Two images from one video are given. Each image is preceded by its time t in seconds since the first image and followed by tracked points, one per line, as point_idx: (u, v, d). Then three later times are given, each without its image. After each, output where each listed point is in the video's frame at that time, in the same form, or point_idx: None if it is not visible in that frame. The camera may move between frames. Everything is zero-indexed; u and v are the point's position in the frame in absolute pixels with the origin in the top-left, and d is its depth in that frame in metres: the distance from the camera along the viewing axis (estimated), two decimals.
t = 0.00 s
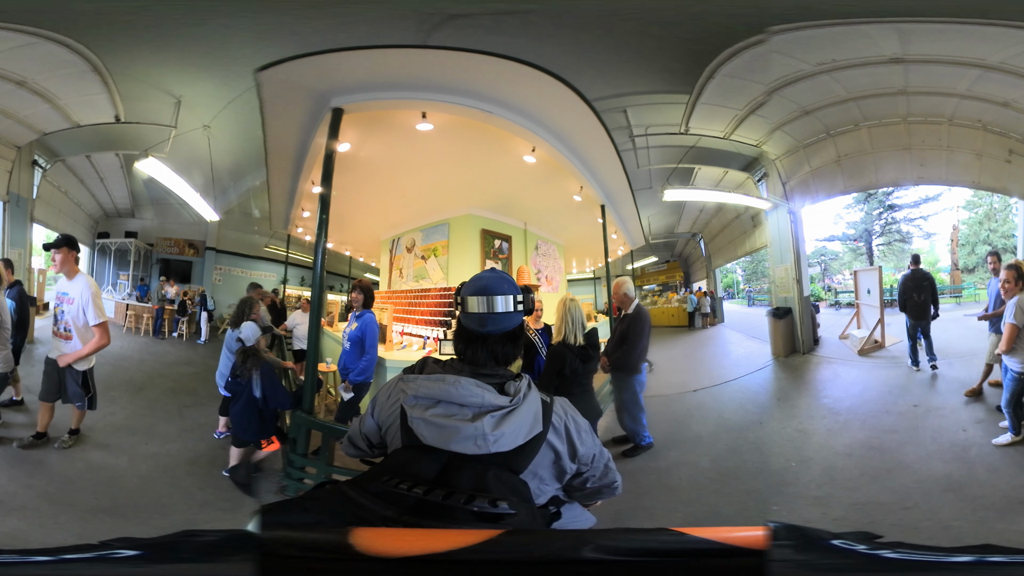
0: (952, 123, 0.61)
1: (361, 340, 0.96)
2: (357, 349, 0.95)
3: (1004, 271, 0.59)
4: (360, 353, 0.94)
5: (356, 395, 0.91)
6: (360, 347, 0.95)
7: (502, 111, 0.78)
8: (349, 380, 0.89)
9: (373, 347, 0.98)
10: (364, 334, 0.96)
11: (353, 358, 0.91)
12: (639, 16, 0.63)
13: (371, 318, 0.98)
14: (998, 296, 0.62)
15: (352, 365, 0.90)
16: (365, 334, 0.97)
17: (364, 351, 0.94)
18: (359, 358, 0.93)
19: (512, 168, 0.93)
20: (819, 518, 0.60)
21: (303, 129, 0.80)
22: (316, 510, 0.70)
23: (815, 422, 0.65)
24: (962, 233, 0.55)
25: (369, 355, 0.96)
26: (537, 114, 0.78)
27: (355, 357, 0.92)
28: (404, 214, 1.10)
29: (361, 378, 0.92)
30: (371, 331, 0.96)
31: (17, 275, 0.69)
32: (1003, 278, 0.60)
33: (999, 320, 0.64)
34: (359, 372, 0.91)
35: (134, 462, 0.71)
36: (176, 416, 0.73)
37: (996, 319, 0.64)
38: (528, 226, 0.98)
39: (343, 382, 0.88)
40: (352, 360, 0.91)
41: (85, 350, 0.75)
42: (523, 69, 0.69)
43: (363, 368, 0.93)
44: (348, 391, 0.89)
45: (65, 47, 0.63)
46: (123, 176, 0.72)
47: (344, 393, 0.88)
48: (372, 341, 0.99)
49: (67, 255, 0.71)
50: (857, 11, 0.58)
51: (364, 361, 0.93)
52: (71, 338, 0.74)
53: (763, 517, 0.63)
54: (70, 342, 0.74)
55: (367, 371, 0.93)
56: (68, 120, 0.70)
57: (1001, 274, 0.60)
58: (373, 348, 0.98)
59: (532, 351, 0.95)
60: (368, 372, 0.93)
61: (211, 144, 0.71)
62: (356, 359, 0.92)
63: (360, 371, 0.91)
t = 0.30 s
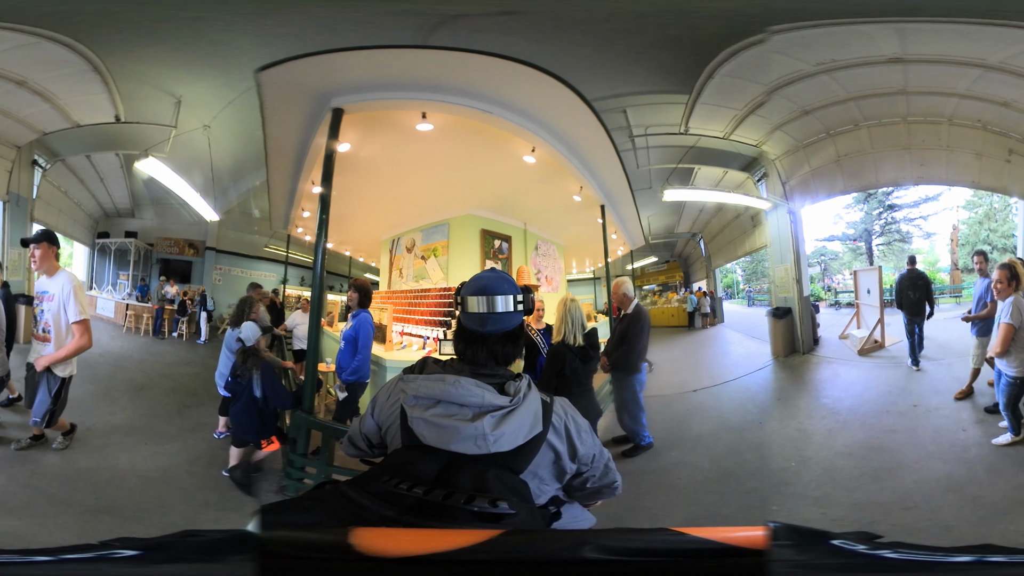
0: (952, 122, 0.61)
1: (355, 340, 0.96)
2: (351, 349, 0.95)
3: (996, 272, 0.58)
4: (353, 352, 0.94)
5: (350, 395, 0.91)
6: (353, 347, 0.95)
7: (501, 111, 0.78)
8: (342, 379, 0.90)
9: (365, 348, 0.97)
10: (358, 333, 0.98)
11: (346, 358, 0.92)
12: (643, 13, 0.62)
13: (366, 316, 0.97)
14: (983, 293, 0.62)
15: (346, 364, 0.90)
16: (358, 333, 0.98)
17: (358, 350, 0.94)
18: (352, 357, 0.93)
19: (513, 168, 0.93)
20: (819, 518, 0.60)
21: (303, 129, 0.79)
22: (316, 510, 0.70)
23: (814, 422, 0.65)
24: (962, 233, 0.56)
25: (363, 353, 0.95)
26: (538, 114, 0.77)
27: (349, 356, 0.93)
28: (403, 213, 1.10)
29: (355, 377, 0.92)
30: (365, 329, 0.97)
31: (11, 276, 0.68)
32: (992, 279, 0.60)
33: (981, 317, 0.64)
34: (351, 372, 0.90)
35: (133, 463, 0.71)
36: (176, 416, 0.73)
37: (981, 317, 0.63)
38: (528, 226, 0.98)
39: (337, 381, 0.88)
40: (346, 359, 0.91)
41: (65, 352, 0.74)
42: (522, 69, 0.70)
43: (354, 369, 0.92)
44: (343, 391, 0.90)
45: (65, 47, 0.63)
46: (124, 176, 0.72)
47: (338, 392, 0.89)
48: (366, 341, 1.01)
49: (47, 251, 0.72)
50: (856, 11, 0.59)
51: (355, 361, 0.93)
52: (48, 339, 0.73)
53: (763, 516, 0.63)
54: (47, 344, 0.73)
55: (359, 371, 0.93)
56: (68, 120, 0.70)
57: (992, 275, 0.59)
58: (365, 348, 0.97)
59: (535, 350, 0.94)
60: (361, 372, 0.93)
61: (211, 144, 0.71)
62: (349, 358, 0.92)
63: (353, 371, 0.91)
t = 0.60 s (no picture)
0: (952, 122, 0.61)
1: (354, 341, 0.87)
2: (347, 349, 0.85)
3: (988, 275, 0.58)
4: (351, 353, 0.85)
5: (349, 395, 0.83)
6: (352, 346, 0.86)
7: (502, 111, 0.77)
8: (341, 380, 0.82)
9: (364, 348, 0.89)
10: (357, 334, 0.87)
11: (345, 358, 0.82)
12: (641, 15, 0.63)
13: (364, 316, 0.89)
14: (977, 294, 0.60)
15: (344, 365, 0.80)
16: (358, 334, 0.88)
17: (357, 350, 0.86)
18: (351, 357, 0.84)
19: (512, 169, 0.92)
20: (819, 518, 0.60)
21: (303, 129, 0.76)
22: (316, 510, 0.71)
23: (814, 422, 0.65)
24: (962, 233, 0.56)
25: (360, 355, 0.87)
26: (538, 114, 0.77)
27: (347, 356, 0.83)
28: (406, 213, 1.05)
29: (353, 377, 0.84)
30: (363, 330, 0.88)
31: None
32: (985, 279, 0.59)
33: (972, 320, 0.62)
34: (349, 372, 0.82)
35: (132, 463, 0.71)
36: (175, 416, 0.73)
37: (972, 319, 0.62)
38: (528, 226, 0.97)
39: (336, 381, 0.80)
40: (346, 359, 0.82)
41: (47, 364, 0.72)
42: (522, 70, 0.70)
43: (354, 369, 0.83)
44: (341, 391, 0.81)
45: (68, 48, 0.64)
46: (123, 176, 0.72)
47: (337, 393, 0.81)
48: (365, 341, 0.89)
49: (31, 249, 0.71)
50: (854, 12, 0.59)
51: (354, 361, 0.84)
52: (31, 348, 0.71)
53: (763, 517, 0.63)
54: (29, 353, 0.71)
55: (358, 372, 0.84)
56: (68, 120, 0.70)
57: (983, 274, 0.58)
58: (363, 349, 0.89)
59: (536, 350, 0.90)
60: (358, 372, 0.84)
61: (211, 144, 0.71)
62: (348, 358, 0.82)
63: (351, 371, 0.82)
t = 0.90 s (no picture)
0: (952, 122, 0.61)
1: (354, 341, 0.87)
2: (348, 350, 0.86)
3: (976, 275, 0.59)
4: (352, 354, 0.86)
5: (350, 395, 0.84)
6: (353, 347, 0.87)
7: (502, 111, 0.77)
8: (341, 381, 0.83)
9: (365, 348, 0.91)
10: (357, 334, 0.88)
11: (345, 358, 0.83)
12: (641, 18, 0.64)
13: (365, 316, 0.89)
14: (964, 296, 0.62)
15: (345, 366, 0.82)
16: (358, 334, 0.88)
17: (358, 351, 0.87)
18: (352, 358, 0.86)
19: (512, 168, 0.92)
20: (818, 518, 0.60)
21: (302, 128, 0.77)
22: (317, 510, 0.70)
23: (814, 422, 0.65)
24: (962, 233, 0.57)
25: (360, 356, 0.89)
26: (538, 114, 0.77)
27: (348, 357, 0.85)
28: (406, 213, 1.05)
29: (354, 378, 0.85)
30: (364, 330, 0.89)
31: None
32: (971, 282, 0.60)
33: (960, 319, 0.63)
34: (349, 373, 0.83)
35: (132, 463, 0.71)
36: (175, 416, 0.73)
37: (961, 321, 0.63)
38: (528, 226, 0.98)
39: (336, 381, 0.81)
40: (346, 359, 0.83)
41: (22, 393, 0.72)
42: (523, 70, 0.70)
43: (354, 369, 0.85)
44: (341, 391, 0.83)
45: (67, 48, 0.64)
46: (123, 176, 0.72)
47: (338, 393, 0.82)
48: (365, 341, 0.91)
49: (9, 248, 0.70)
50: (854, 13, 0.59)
51: (355, 363, 0.86)
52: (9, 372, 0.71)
53: (763, 517, 0.63)
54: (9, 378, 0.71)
55: (359, 373, 0.86)
56: (68, 120, 0.70)
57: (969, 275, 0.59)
58: (364, 348, 0.90)
59: (536, 352, 0.94)
60: (359, 372, 0.86)
61: (211, 144, 0.71)
62: (349, 358, 0.84)
63: (352, 372, 0.84)
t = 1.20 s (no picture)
0: (952, 122, 0.61)
1: (354, 341, 0.88)
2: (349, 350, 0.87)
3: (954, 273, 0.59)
4: (352, 354, 0.87)
5: (349, 395, 0.86)
6: (353, 348, 0.88)
7: (502, 111, 0.78)
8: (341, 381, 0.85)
9: (365, 349, 0.91)
10: (357, 334, 0.89)
11: (346, 359, 0.84)
12: (641, 17, 0.63)
13: (366, 316, 0.90)
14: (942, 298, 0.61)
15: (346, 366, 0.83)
16: (358, 334, 0.89)
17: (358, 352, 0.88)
18: (352, 358, 0.86)
19: (511, 169, 0.92)
20: (818, 518, 0.61)
21: (303, 128, 0.78)
22: (315, 510, 0.70)
23: (814, 422, 0.65)
24: (962, 232, 0.57)
25: (360, 356, 0.89)
26: (538, 114, 0.78)
27: (348, 357, 0.85)
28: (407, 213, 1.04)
29: (355, 378, 0.87)
30: (365, 331, 0.90)
31: None
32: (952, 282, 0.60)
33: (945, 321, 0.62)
34: (350, 372, 0.84)
35: (132, 462, 0.71)
36: (175, 416, 0.73)
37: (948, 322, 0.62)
38: (528, 226, 0.97)
39: (336, 381, 0.82)
40: (346, 360, 0.84)
41: None
42: (523, 70, 0.70)
43: (354, 369, 0.86)
44: (341, 392, 0.84)
45: (66, 47, 0.63)
46: (123, 176, 0.72)
47: (338, 392, 0.84)
48: (365, 342, 0.91)
49: None
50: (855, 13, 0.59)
51: (355, 363, 0.86)
52: None
53: (764, 517, 0.63)
54: None
55: (359, 373, 0.87)
56: (68, 120, 0.70)
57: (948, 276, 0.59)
58: (364, 349, 0.91)
59: (537, 352, 0.94)
60: (360, 373, 0.87)
61: (211, 144, 0.71)
62: (349, 359, 0.85)
63: (353, 372, 0.85)
